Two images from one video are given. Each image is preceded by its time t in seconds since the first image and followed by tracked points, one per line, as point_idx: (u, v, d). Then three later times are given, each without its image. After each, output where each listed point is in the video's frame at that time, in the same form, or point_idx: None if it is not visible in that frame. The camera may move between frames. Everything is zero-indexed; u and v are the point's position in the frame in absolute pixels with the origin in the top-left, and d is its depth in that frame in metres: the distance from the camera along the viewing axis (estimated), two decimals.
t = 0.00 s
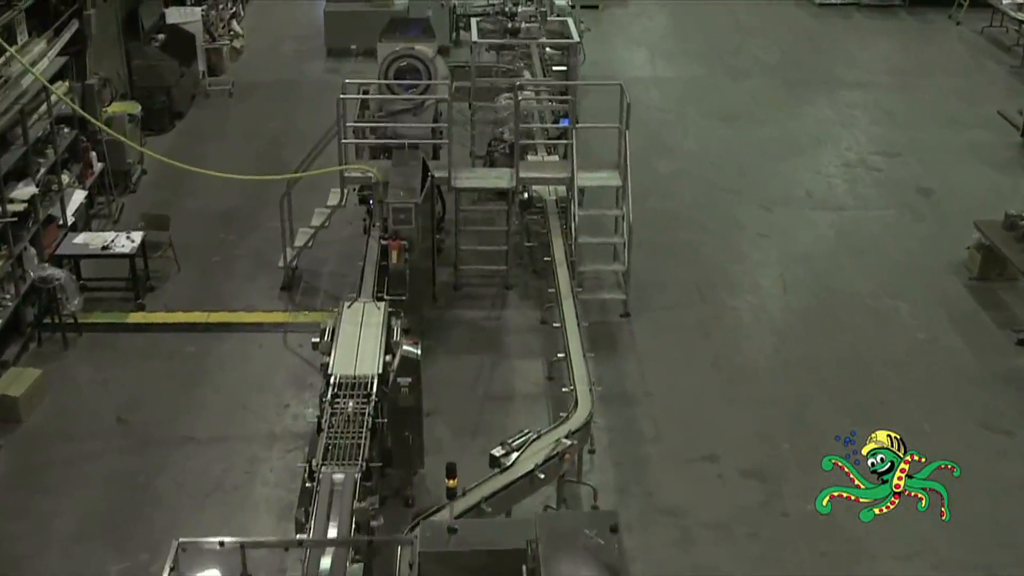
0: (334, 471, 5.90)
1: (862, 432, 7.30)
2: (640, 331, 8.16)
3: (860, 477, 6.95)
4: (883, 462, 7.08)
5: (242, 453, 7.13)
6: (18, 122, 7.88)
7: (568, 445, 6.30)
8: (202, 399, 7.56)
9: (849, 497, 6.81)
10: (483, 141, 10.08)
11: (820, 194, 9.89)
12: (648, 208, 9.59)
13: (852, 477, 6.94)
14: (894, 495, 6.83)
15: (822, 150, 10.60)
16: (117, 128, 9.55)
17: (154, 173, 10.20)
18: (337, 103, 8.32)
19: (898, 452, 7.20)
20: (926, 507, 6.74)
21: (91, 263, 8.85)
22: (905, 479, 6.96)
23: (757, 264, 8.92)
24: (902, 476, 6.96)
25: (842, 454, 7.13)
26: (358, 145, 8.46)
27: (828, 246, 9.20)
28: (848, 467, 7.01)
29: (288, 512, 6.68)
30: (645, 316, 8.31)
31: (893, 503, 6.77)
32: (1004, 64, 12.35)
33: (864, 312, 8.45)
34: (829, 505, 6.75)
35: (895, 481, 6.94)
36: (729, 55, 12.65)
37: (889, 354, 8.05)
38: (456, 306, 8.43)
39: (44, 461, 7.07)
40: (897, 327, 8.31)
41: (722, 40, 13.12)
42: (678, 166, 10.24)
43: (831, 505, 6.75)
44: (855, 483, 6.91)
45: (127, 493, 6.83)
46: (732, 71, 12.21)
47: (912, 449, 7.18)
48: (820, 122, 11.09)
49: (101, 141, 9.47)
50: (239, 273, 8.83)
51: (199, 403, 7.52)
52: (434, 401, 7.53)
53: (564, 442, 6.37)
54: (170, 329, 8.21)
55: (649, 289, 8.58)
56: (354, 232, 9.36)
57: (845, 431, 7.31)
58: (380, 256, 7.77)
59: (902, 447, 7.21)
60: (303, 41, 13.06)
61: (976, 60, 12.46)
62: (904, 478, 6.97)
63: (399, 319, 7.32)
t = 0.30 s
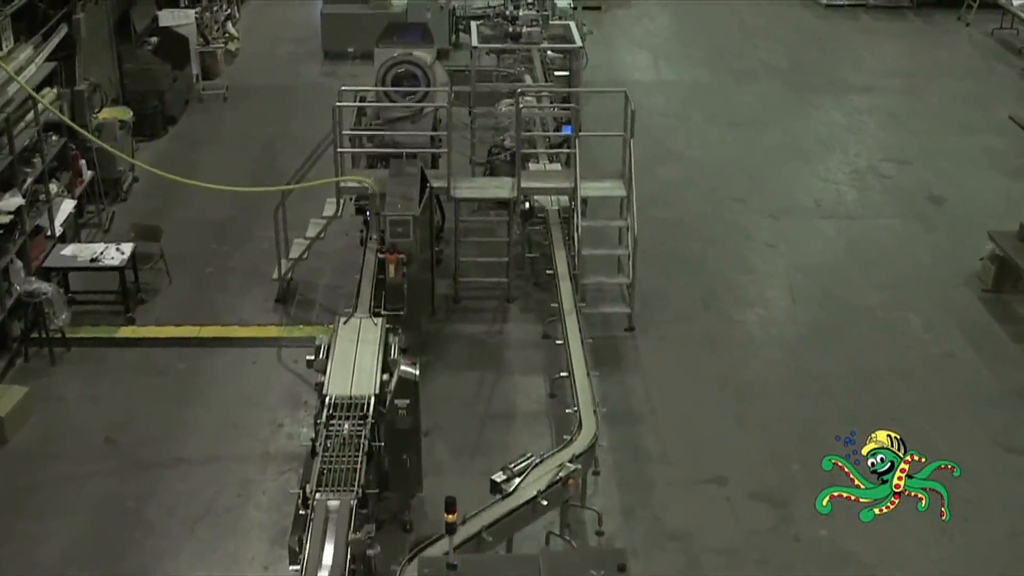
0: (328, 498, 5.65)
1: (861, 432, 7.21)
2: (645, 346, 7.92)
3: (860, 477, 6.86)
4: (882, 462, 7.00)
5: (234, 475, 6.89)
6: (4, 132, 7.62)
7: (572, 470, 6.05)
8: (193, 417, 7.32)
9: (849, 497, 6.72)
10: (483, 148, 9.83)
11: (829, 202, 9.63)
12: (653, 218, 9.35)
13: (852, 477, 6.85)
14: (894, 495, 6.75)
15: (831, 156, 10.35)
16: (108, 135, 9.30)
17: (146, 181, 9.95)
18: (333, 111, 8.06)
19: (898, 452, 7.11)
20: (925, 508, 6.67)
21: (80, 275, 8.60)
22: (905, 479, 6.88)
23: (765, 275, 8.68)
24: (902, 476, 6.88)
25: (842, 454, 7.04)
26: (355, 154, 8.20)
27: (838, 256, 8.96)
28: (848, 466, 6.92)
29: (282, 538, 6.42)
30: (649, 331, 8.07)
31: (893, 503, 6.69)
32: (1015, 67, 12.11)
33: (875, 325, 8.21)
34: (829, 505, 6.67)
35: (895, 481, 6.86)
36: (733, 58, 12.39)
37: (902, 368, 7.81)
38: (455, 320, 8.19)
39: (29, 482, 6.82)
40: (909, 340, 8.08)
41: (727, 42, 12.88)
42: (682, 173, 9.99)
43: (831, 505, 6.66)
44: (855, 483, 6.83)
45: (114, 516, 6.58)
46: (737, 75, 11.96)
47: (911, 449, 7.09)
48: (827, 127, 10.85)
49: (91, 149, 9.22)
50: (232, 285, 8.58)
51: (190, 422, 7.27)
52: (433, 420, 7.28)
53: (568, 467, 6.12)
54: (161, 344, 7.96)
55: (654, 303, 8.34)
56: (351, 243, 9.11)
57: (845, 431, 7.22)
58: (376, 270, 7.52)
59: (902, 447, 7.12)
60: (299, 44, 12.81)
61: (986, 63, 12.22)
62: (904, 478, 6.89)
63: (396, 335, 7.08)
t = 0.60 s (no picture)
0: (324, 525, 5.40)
1: (862, 432, 7.12)
2: (651, 363, 7.68)
3: (861, 477, 6.78)
4: (883, 462, 6.91)
5: (225, 498, 6.64)
6: None
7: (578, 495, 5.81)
8: (183, 437, 7.09)
9: (849, 497, 6.64)
10: (484, 155, 9.58)
11: (839, 212, 9.39)
12: (659, 227, 9.11)
13: (852, 477, 6.77)
14: (894, 495, 6.66)
15: (840, 163, 10.11)
16: (99, 142, 9.06)
17: (138, 188, 9.71)
18: (329, 120, 7.82)
19: (898, 452, 7.03)
20: (926, 508, 6.58)
21: (69, 288, 8.36)
22: (905, 479, 6.79)
23: (773, 288, 8.44)
24: (902, 476, 6.79)
25: (842, 454, 6.96)
26: (353, 163, 7.96)
27: (848, 267, 8.72)
28: (848, 466, 6.84)
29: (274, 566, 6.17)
30: (655, 346, 7.83)
31: (893, 503, 6.61)
32: None
33: (887, 340, 7.97)
34: (829, 505, 6.58)
35: (895, 481, 6.77)
36: (739, 62, 12.15)
37: (916, 385, 7.57)
38: (454, 335, 7.95)
39: (13, 504, 6.57)
40: (922, 354, 7.85)
41: (733, 45, 12.64)
42: (688, 181, 9.76)
43: (831, 505, 6.58)
44: (855, 483, 6.74)
45: (100, 541, 6.34)
46: (744, 79, 11.72)
47: (911, 449, 7.01)
48: (835, 133, 10.61)
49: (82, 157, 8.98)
50: (225, 298, 8.34)
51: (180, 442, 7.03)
52: (432, 441, 7.03)
53: (573, 492, 5.88)
54: (152, 361, 7.73)
55: (660, 316, 8.10)
56: (348, 254, 8.88)
57: (845, 431, 7.13)
58: (374, 284, 7.27)
59: (902, 447, 7.04)
60: (297, 47, 12.57)
61: (998, 65, 11.99)
62: (904, 478, 6.80)
63: (395, 353, 6.84)
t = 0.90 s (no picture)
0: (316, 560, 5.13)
1: (861, 432, 7.03)
2: (656, 382, 7.42)
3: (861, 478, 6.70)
4: (882, 462, 6.82)
5: (215, 526, 6.37)
6: None
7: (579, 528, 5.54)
8: (171, 461, 6.82)
9: (849, 497, 6.56)
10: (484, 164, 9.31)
11: (849, 222, 9.13)
12: (664, 238, 8.85)
13: (852, 477, 6.69)
14: (894, 495, 6.59)
15: (849, 171, 9.84)
16: (86, 151, 8.78)
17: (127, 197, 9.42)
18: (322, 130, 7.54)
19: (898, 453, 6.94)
20: (926, 508, 6.50)
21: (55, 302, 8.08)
22: (905, 479, 6.71)
23: (782, 302, 8.18)
24: (902, 476, 6.71)
25: (842, 454, 6.88)
26: (347, 175, 7.68)
27: (859, 280, 8.45)
28: (848, 467, 6.76)
29: None
30: (661, 365, 7.56)
31: (893, 503, 6.53)
32: None
33: (900, 357, 7.71)
34: (829, 505, 6.51)
35: (895, 481, 6.69)
36: (743, 65, 11.89)
37: (932, 403, 7.31)
38: (452, 352, 7.69)
39: None
40: (936, 371, 7.59)
41: (737, 48, 12.36)
42: (693, 190, 9.50)
43: (831, 505, 6.51)
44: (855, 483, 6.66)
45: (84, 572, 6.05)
46: (749, 83, 11.45)
47: (912, 449, 6.92)
48: (843, 139, 10.35)
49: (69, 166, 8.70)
50: (216, 313, 8.07)
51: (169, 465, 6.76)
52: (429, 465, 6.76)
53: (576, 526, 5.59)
54: (140, 379, 7.45)
55: (665, 333, 7.84)
56: (343, 267, 8.61)
57: (845, 431, 7.05)
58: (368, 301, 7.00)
59: (902, 447, 6.95)
60: (292, 50, 12.30)
61: (1009, 68, 11.75)
62: (904, 478, 6.72)
63: (391, 374, 6.53)
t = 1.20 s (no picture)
0: None
1: (862, 432, 6.95)
2: (661, 400, 7.19)
3: (861, 477, 6.63)
4: (883, 462, 6.75)
5: (205, 553, 6.12)
6: None
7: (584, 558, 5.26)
8: (161, 483, 6.59)
9: (849, 497, 6.50)
10: (484, 173, 9.08)
11: (858, 231, 8.90)
12: (669, 249, 8.62)
13: (852, 477, 6.62)
14: (894, 495, 6.52)
15: (858, 178, 9.62)
16: (75, 159, 8.55)
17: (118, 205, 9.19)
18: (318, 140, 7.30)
19: (898, 452, 6.87)
20: (926, 508, 6.43)
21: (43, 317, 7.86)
22: (905, 479, 6.64)
23: (790, 316, 7.95)
24: (902, 476, 6.64)
25: (842, 454, 6.80)
26: (343, 185, 7.43)
27: (869, 292, 8.23)
28: (848, 467, 6.69)
29: None
30: (666, 382, 7.33)
31: (893, 503, 6.46)
32: None
33: (912, 372, 7.48)
34: (829, 505, 6.44)
35: (895, 481, 6.62)
36: (749, 69, 11.67)
37: (946, 421, 7.09)
38: (451, 369, 7.46)
39: None
40: (949, 388, 7.37)
41: (742, 51, 12.13)
42: (698, 198, 9.27)
43: (831, 505, 6.44)
44: (855, 483, 6.59)
45: None
46: (754, 87, 11.23)
47: (912, 449, 6.85)
48: (852, 146, 10.12)
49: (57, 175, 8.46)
50: (209, 328, 7.84)
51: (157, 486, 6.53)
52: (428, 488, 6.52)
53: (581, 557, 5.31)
54: (130, 398, 7.22)
55: (671, 348, 7.61)
56: (340, 280, 8.39)
57: (845, 431, 6.97)
58: (365, 318, 6.76)
59: (902, 447, 6.88)
60: (289, 53, 12.07)
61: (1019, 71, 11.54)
62: (904, 478, 6.65)
63: (389, 396, 6.28)
